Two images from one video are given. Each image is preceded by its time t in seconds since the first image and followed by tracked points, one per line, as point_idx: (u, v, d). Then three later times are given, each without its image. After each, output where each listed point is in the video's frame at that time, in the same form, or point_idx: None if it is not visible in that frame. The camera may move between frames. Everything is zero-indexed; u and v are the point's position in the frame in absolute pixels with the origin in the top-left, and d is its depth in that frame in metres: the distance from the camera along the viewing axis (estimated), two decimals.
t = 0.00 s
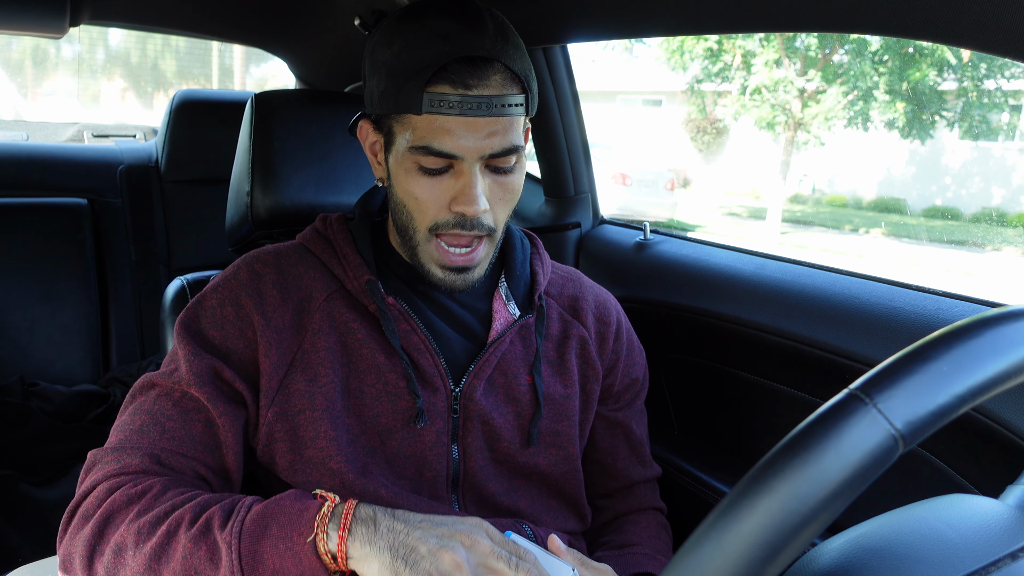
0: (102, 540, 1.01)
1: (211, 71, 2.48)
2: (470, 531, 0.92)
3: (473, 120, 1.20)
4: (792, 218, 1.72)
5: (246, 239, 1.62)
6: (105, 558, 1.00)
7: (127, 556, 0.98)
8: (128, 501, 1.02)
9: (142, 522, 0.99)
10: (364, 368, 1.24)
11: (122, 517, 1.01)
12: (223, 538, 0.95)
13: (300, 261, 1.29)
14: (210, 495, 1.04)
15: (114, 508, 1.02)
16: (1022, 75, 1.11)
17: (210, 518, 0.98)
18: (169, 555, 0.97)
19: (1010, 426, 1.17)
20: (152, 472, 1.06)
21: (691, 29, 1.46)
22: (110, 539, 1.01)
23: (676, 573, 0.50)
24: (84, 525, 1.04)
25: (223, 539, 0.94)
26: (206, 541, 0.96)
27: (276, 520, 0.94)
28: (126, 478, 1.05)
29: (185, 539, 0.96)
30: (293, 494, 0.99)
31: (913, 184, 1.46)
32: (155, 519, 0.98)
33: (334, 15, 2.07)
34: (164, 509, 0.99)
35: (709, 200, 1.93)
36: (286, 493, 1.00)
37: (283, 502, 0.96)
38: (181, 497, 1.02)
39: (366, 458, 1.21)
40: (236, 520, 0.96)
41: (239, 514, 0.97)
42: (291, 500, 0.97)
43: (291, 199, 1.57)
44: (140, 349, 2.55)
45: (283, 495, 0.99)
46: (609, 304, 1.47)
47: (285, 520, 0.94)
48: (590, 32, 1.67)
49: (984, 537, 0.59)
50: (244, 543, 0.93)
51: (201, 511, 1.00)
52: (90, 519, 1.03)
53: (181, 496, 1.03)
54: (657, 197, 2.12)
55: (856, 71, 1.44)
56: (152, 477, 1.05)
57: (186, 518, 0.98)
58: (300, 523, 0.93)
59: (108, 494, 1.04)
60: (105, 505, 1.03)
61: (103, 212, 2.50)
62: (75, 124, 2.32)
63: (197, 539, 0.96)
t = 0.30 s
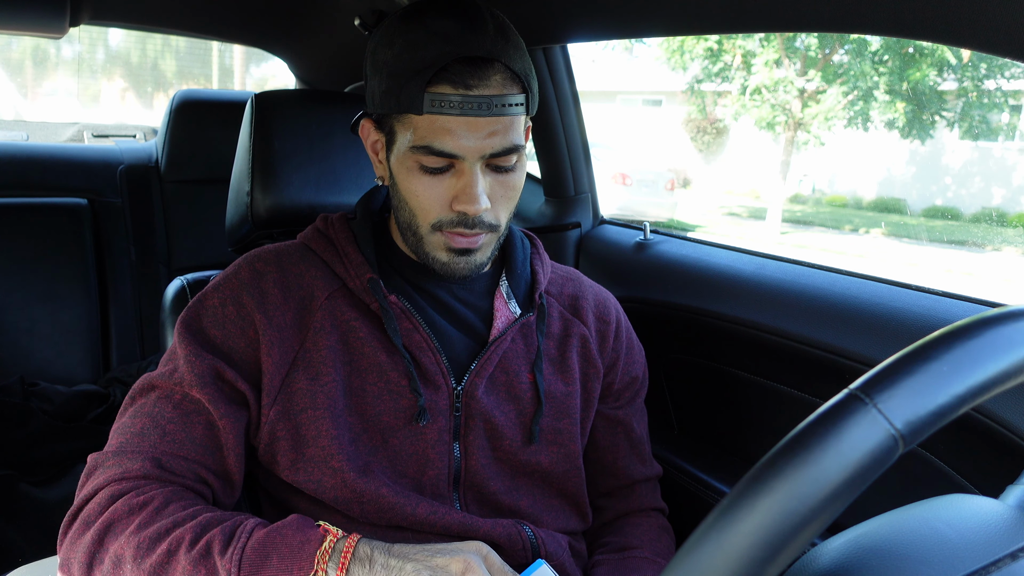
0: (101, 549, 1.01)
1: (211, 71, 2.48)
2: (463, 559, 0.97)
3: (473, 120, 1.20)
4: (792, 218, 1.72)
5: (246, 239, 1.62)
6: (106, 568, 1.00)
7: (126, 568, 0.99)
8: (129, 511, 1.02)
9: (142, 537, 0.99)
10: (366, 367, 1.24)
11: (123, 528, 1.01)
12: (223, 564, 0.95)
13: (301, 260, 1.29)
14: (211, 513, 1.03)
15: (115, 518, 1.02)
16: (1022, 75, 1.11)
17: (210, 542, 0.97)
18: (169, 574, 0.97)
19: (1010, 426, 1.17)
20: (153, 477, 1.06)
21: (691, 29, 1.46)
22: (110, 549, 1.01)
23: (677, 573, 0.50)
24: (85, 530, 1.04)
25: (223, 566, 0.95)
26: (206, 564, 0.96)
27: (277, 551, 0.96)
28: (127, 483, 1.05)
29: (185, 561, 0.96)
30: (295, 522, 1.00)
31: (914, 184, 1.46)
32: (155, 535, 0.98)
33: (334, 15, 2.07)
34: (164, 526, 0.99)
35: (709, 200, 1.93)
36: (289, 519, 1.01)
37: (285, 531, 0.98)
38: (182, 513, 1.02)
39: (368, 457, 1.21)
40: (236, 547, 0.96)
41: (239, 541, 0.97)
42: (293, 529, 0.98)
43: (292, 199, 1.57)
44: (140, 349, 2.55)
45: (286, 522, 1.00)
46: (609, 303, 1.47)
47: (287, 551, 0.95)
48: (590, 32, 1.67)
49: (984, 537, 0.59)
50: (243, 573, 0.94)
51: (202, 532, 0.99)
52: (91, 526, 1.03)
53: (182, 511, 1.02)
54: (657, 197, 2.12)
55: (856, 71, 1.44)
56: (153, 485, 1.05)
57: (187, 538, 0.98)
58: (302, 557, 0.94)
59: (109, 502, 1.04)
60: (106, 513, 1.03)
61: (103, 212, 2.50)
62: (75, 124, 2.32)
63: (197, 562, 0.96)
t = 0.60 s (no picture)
0: (111, 546, 1.01)
1: (211, 71, 2.48)
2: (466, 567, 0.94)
3: (471, 120, 1.20)
4: (792, 218, 1.72)
5: (246, 239, 1.62)
6: (114, 566, 0.99)
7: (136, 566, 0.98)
8: (143, 508, 1.01)
9: (156, 533, 0.99)
10: (366, 364, 1.24)
11: (135, 526, 1.01)
12: (240, 560, 0.95)
13: (300, 258, 1.29)
14: (226, 513, 1.04)
15: (127, 516, 1.01)
16: (1022, 75, 1.11)
17: (227, 539, 0.98)
18: (184, 570, 0.97)
19: (1010, 426, 1.17)
20: (162, 476, 1.06)
21: (691, 29, 1.46)
22: (121, 546, 1.00)
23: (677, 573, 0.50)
24: (94, 527, 1.03)
25: (240, 562, 0.95)
26: (222, 560, 0.96)
27: (292, 549, 0.96)
28: (136, 481, 1.05)
29: (200, 556, 0.96)
30: (310, 525, 1.01)
31: (913, 184, 1.46)
32: (170, 531, 0.99)
33: (334, 15, 2.07)
34: (179, 523, 1.00)
35: (709, 200, 1.93)
36: (303, 522, 1.01)
37: (300, 531, 0.98)
38: (195, 512, 1.02)
39: (368, 453, 1.21)
40: (253, 545, 0.96)
41: (256, 537, 0.97)
42: (309, 531, 0.99)
43: (291, 199, 1.57)
44: (140, 349, 2.55)
45: (301, 525, 1.00)
46: (608, 301, 1.47)
47: (303, 551, 0.96)
48: (590, 32, 1.67)
49: (983, 536, 0.59)
50: (260, 570, 0.94)
51: (218, 530, 1.00)
52: (101, 523, 1.03)
53: (195, 510, 1.03)
54: (657, 197, 2.12)
55: (856, 71, 1.44)
56: (164, 484, 1.05)
57: (203, 534, 0.98)
58: (316, 555, 0.95)
59: (121, 499, 1.03)
60: (117, 511, 1.02)
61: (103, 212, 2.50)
62: (76, 124, 2.31)
63: (214, 559, 0.96)
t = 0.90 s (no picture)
0: (113, 553, 1.01)
1: (211, 71, 2.48)
2: None
3: (467, 117, 1.20)
4: (792, 218, 1.72)
5: (246, 239, 1.62)
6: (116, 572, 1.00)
7: None
8: (146, 517, 1.01)
9: (157, 547, 0.98)
10: (368, 362, 1.24)
11: (137, 535, 1.00)
12: None
13: (304, 257, 1.29)
14: (228, 528, 1.03)
15: (130, 523, 1.01)
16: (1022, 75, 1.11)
17: (227, 559, 0.97)
18: None
19: (1010, 426, 1.17)
20: (167, 481, 1.07)
21: (690, 29, 1.46)
22: (123, 554, 1.00)
23: (677, 573, 0.50)
24: (96, 530, 1.03)
25: None
26: None
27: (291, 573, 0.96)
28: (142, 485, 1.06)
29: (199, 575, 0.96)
30: (312, 545, 0.99)
31: (914, 184, 1.46)
32: (171, 546, 0.98)
33: (335, 15, 2.07)
34: (180, 538, 0.99)
35: (709, 200, 1.93)
36: (305, 542, 1.00)
37: (301, 553, 0.97)
38: (198, 526, 1.02)
39: (370, 450, 1.21)
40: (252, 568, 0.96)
41: (256, 560, 0.97)
42: (310, 553, 0.97)
43: (292, 199, 1.57)
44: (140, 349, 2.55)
45: (303, 545, 0.99)
46: (609, 301, 1.47)
47: None
48: (590, 32, 1.67)
49: (986, 537, 0.59)
50: None
51: (218, 547, 0.99)
52: (104, 528, 1.03)
53: (198, 523, 1.02)
54: (657, 197, 2.12)
55: (856, 71, 1.44)
56: (169, 492, 1.05)
57: (203, 553, 0.98)
58: None
59: (124, 506, 1.03)
60: (120, 518, 1.02)
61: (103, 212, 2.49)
62: (75, 124, 2.31)
63: None
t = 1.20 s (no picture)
0: (102, 549, 1.01)
1: (211, 71, 2.48)
2: None
3: (470, 109, 1.20)
4: (792, 218, 1.72)
5: (246, 239, 1.62)
6: (105, 569, 1.00)
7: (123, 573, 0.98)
8: (131, 513, 1.01)
9: (140, 543, 0.98)
10: (367, 363, 1.24)
11: (123, 531, 1.00)
12: None
13: (303, 257, 1.29)
14: (211, 523, 1.02)
15: (117, 519, 1.02)
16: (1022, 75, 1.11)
17: (204, 555, 0.96)
18: None
19: (1010, 426, 1.17)
20: (156, 476, 1.06)
21: (691, 29, 1.46)
22: (110, 551, 1.00)
23: (677, 573, 0.50)
24: (86, 528, 1.04)
25: None
26: None
27: (265, 568, 0.94)
28: (130, 481, 1.05)
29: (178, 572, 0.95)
30: (290, 537, 0.98)
31: (914, 184, 1.46)
32: (152, 542, 0.98)
33: (334, 14, 2.07)
34: (162, 533, 0.99)
35: (709, 200, 1.93)
36: (283, 534, 0.99)
37: (276, 548, 0.96)
38: (182, 521, 1.01)
39: (370, 450, 1.21)
40: (228, 562, 0.95)
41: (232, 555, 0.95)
42: (286, 545, 0.96)
43: (292, 199, 1.57)
44: (140, 349, 2.55)
45: (280, 538, 0.98)
46: (607, 299, 1.47)
47: (277, 570, 0.94)
48: (590, 32, 1.67)
49: (984, 537, 0.59)
50: None
51: (197, 543, 0.98)
52: (93, 525, 1.03)
53: (182, 518, 1.01)
54: (657, 197, 2.12)
55: (856, 71, 1.44)
56: (156, 488, 1.04)
57: (181, 549, 0.96)
58: None
59: (113, 502, 1.03)
60: (108, 515, 1.03)
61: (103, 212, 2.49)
62: (75, 124, 2.31)
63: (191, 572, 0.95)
